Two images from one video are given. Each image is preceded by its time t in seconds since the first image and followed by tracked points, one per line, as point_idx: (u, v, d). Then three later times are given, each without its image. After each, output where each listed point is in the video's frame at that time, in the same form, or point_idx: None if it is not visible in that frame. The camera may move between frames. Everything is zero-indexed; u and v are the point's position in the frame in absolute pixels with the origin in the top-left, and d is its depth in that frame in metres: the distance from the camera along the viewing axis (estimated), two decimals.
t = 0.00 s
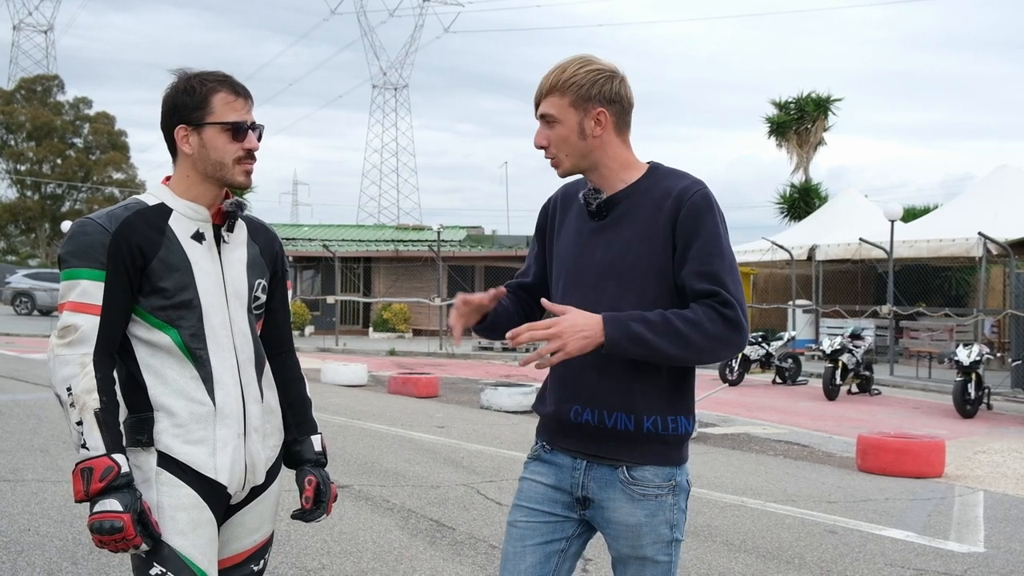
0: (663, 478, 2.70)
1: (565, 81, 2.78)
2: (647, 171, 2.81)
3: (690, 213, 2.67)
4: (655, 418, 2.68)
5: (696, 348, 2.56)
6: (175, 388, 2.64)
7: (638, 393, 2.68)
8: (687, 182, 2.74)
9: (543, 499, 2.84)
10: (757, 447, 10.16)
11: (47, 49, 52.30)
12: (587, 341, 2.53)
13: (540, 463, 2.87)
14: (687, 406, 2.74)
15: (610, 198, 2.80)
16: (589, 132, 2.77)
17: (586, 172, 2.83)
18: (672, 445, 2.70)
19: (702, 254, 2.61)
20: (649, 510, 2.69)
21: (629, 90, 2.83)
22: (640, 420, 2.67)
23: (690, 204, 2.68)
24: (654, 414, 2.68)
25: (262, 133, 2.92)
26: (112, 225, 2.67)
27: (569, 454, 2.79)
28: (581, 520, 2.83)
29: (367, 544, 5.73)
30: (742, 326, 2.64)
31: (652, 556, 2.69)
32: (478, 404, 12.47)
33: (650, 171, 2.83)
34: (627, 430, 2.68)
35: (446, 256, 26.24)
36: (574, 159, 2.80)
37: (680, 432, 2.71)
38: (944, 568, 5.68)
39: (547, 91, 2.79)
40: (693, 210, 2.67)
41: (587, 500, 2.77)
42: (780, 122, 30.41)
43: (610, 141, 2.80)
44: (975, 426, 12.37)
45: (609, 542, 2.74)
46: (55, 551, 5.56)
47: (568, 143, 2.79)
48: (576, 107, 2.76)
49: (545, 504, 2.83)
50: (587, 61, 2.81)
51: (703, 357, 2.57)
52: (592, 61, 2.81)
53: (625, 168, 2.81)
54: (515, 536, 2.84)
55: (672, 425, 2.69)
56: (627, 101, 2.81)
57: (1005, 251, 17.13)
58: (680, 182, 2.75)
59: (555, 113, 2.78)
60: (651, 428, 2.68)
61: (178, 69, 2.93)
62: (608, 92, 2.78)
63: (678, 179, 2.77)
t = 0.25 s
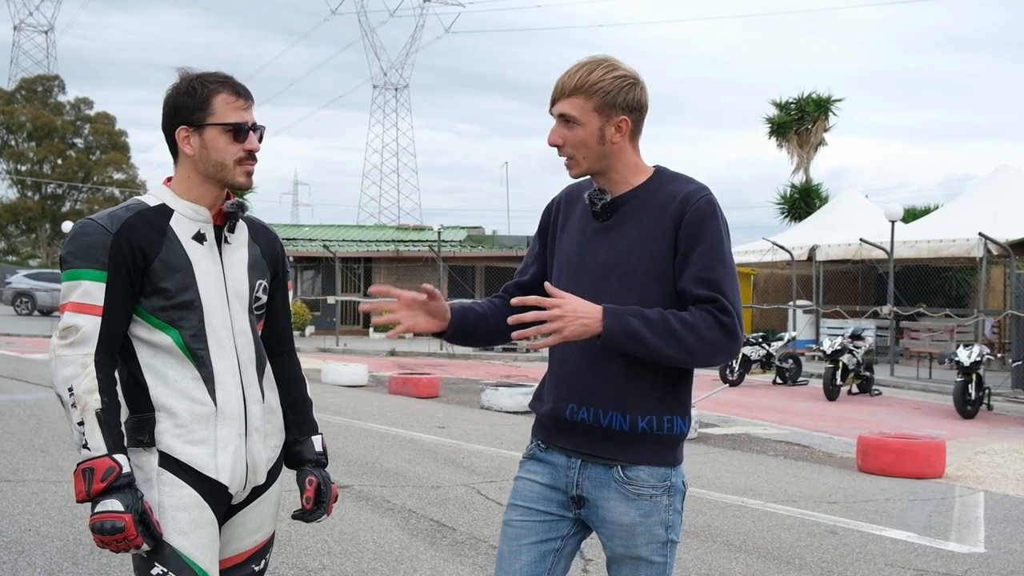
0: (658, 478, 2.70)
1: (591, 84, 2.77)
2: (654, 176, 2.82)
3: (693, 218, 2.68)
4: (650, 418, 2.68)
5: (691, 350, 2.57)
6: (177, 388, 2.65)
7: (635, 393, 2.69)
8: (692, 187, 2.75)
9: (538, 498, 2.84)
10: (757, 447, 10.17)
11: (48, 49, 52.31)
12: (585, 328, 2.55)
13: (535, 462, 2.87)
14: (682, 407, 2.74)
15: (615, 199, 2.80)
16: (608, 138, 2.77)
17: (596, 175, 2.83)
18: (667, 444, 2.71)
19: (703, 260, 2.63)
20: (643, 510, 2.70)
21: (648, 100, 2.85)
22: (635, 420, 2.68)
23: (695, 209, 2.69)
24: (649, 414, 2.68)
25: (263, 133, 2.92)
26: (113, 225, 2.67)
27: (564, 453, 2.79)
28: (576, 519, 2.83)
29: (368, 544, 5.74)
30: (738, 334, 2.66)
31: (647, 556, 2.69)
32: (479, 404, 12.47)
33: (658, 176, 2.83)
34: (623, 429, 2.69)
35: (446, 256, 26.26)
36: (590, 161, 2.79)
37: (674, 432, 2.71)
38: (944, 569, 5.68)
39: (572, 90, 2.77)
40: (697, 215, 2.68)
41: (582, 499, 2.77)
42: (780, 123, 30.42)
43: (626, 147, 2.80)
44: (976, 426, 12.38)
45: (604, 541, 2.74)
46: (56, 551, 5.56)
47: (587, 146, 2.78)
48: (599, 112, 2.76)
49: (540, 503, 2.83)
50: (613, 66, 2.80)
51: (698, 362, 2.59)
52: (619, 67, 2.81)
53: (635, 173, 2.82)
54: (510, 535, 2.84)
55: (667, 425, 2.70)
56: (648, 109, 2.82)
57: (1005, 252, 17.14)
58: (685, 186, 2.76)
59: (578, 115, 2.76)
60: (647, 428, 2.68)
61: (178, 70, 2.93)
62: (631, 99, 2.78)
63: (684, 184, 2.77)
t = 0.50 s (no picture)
0: (657, 477, 2.70)
1: (616, 87, 2.75)
2: (659, 180, 2.82)
3: (691, 220, 2.68)
4: (648, 418, 2.68)
5: (684, 352, 2.59)
6: (177, 388, 2.65)
7: (634, 392, 2.69)
8: (692, 190, 2.74)
9: (537, 497, 2.84)
10: (758, 447, 10.17)
11: (48, 49, 52.32)
12: (581, 321, 2.56)
13: (534, 462, 2.87)
14: (680, 406, 2.74)
15: (616, 200, 2.81)
16: (623, 142, 2.77)
17: (602, 177, 2.83)
18: (666, 443, 2.71)
19: (699, 263, 2.63)
20: (642, 509, 2.70)
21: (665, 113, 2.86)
22: (633, 419, 2.68)
23: (693, 212, 2.69)
24: (647, 413, 2.69)
25: (263, 134, 2.92)
26: (113, 226, 2.68)
27: (563, 453, 2.79)
28: (575, 518, 2.83)
29: (369, 544, 5.74)
30: (733, 338, 2.67)
31: (646, 554, 2.69)
32: (479, 404, 12.48)
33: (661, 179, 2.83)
34: (621, 428, 2.69)
35: (447, 256, 26.26)
36: (601, 163, 2.78)
37: (673, 431, 2.71)
38: (945, 569, 5.68)
39: (595, 90, 2.75)
40: (695, 218, 2.68)
41: (581, 498, 2.77)
42: (781, 123, 30.42)
43: (636, 153, 2.81)
44: (976, 427, 12.38)
45: (603, 540, 2.74)
46: (56, 551, 5.57)
47: (600, 148, 2.77)
48: (620, 117, 2.75)
49: (539, 502, 2.83)
50: (637, 71, 2.79)
51: (692, 363, 2.61)
52: (644, 75, 2.80)
53: (641, 177, 2.82)
54: (509, 535, 2.83)
55: (665, 424, 2.70)
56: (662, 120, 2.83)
57: (1005, 252, 17.14)
58: (686, 189, 2.76)
59: (598, 115, 2.75)
60: (645, 427, 2.68)
61: (178, 70, 2.94)
62: (650, 107, 2.79)
63: (684, 186, 2.77)
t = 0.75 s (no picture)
0: (658, 476, 2.70)
1: (623, 92, 2.75)
2: (662, 182, 2.82)
3: (695, 223, 2.68)
4: (649, 417, 2.68)
5: (695, 361, 2.58)
6: (176, 388, 2.65)
7: (636, 395, 2.69)
8: (695, 193, 2.75)
9: (537, 497, 2.84)
10: (758, 447, 10.17)
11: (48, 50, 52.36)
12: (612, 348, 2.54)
13: (535, 462, 2.87)
14: (681, 406, 2.74)
15: (620, 202, 2.81)
16: (631, 146, 2.77)
17: (608, 180, 2.83)
18: (666, 443, 2.71)
19: (704, 265, 2.64)
20: (643, 508, 2.70)
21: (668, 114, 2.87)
22: (634, 420, 2.68)
23: (697, 214, 2.70)
24: (648, 414, 2.69)
25: (263, 135, 2.93)
26: (113, 226, 2.67)
27: (564, 452, 2.79)
28: (576, 518, 2.83)
29: (369, 544, 5.74)
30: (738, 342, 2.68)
31: (647, 554, 2.69)
32: (479, 405, 12.48)
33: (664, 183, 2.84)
34: (622, 428, 2.69)
35: (447, 256, 26.27)
36: (609, 168, 2.78)
37: (674, 431, 2.71)
38: (945, 569, 5.68)
39: (603, 96, 2.75)
40: (698, 220, 2.69)
41: (582, 498, 2.77)
42: (781, 123, 30.41)
43: (642, 157, 2.81)
44: (976, 426, 12.38)
45: (604, 539, 2.74)
46: (57, 551, 5.57)
47: (609, 152, 2.76)
48: (627, 121, 2.75)
49: (540, 502, 2.84)
50: (642, 75, 2.80)
51: (701, 370, 2.60)
52: (648, 78, 2.81)
53: (644, 179, 2.83)
54: (510, 534, 2.84)
55: (666, 424, 2.70)
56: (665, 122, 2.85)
57: (1005, 252, 17.14)
58: (688, 192, 2.76)
59: (606, 121, 2.74)
60: (646, 426, 2.68)
61: (179, 71, 2.94)
62: (655, 111, 2.79)
63: (687, 189, 2.78)
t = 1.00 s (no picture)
0: (659, 477, 2.71)
1: (623, 93, 2.76)
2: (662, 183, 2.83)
3: (696, 224, 2.69)
4: (650, 417, 2.69)
5: (700, 363, 2.59)
6: (177, 389, 2.66)
7: (639, 396, 2.69)
8: (695, 193, 2.76)
9: (538, 498, 2.85)
10: (758, 448, 10.18)
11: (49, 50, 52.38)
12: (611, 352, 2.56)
13: (536, 462, 2.88)
14: (683, 406, 2.75)
15: (621, 203, 2.81)
16: (631, 146, 2.78)
17: (608, 181, 2.83)
18: (668, 443, 2.72)
19: (706, 268, 2.64)
20: (644, 508, 2.70)
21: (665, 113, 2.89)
22: (636, 420, 2.69)
23: (698, 216, 2.70)
24: (649, 414, 2.69)
25: (264, 136, 2.93)
26: (115, 226, 2.67)
27: (565, 453, 2.80)
28: (577, 519, 2.84)
29: (369, 544, 5.75)
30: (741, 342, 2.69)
31: (648, 554, 2.70)
32: (479, 405, 12.50)
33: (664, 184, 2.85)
34: (623, 429, 2.69)
35: (447, 256, 26.29)
36: (610, 168, 2.78)
37: (675, 431, 2.72)
38: (944, 569, 5.69)
39: (603, 96, 2.75)
40: (699, 222, 2.69)
41: (583, 498, 2.77)
42: (781, 123, 30.41)
43: (642, 157, 2.83)
44: (977, 427, 12.39)
45: (605, 540, 2.75)
46: (57, 551, 5.59)
47: (610, 153, 2.77)
48: (627, 120, 2.76)
49: (540, 503, 2.84)
50: (640, 75, 2.81)
51: (706, 372, 2.60)
52: (646, 78, 2.82)
53: (644, 179, 2.83)
54: (511, 535, 2.84)
55: (667, 424, 2.70)
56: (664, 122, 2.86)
57: (1006, 252, 17.14)
58: (689, 192, 2.77)
59: (606, 122, 2.75)
60: (647, 427, 2.69)
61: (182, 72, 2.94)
62: (654, 111, 2.81)
63: (687, 190, 2.78)
